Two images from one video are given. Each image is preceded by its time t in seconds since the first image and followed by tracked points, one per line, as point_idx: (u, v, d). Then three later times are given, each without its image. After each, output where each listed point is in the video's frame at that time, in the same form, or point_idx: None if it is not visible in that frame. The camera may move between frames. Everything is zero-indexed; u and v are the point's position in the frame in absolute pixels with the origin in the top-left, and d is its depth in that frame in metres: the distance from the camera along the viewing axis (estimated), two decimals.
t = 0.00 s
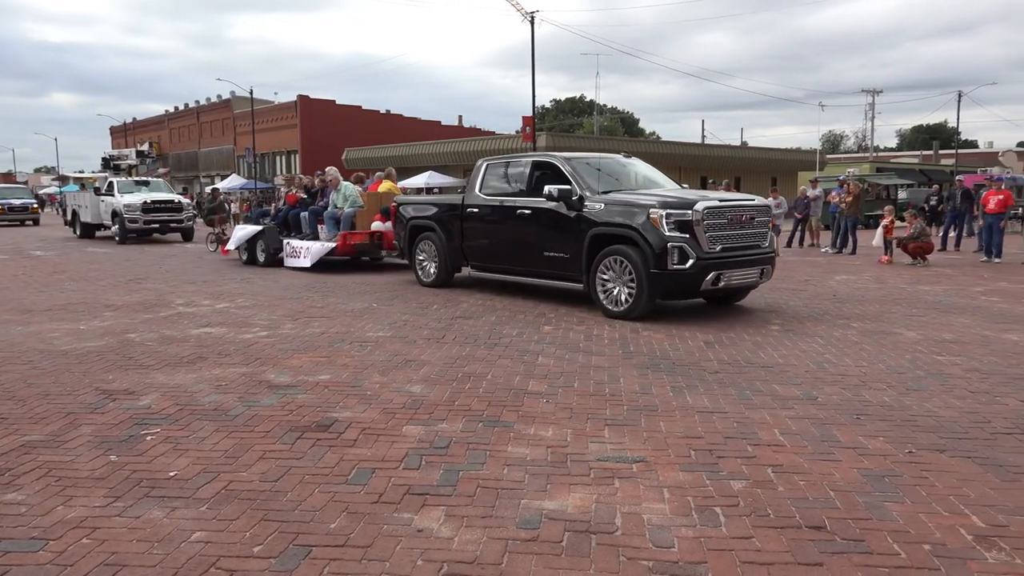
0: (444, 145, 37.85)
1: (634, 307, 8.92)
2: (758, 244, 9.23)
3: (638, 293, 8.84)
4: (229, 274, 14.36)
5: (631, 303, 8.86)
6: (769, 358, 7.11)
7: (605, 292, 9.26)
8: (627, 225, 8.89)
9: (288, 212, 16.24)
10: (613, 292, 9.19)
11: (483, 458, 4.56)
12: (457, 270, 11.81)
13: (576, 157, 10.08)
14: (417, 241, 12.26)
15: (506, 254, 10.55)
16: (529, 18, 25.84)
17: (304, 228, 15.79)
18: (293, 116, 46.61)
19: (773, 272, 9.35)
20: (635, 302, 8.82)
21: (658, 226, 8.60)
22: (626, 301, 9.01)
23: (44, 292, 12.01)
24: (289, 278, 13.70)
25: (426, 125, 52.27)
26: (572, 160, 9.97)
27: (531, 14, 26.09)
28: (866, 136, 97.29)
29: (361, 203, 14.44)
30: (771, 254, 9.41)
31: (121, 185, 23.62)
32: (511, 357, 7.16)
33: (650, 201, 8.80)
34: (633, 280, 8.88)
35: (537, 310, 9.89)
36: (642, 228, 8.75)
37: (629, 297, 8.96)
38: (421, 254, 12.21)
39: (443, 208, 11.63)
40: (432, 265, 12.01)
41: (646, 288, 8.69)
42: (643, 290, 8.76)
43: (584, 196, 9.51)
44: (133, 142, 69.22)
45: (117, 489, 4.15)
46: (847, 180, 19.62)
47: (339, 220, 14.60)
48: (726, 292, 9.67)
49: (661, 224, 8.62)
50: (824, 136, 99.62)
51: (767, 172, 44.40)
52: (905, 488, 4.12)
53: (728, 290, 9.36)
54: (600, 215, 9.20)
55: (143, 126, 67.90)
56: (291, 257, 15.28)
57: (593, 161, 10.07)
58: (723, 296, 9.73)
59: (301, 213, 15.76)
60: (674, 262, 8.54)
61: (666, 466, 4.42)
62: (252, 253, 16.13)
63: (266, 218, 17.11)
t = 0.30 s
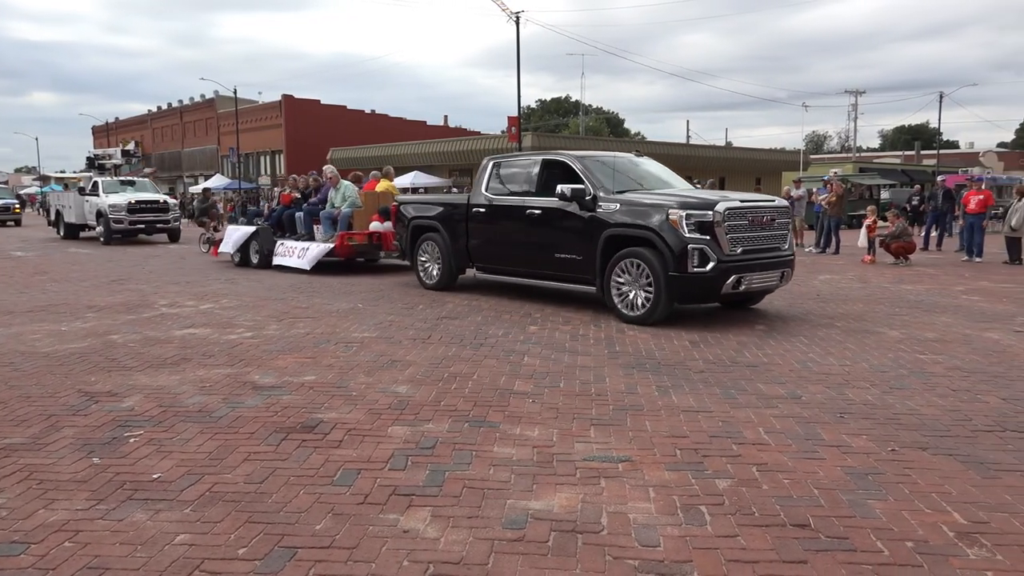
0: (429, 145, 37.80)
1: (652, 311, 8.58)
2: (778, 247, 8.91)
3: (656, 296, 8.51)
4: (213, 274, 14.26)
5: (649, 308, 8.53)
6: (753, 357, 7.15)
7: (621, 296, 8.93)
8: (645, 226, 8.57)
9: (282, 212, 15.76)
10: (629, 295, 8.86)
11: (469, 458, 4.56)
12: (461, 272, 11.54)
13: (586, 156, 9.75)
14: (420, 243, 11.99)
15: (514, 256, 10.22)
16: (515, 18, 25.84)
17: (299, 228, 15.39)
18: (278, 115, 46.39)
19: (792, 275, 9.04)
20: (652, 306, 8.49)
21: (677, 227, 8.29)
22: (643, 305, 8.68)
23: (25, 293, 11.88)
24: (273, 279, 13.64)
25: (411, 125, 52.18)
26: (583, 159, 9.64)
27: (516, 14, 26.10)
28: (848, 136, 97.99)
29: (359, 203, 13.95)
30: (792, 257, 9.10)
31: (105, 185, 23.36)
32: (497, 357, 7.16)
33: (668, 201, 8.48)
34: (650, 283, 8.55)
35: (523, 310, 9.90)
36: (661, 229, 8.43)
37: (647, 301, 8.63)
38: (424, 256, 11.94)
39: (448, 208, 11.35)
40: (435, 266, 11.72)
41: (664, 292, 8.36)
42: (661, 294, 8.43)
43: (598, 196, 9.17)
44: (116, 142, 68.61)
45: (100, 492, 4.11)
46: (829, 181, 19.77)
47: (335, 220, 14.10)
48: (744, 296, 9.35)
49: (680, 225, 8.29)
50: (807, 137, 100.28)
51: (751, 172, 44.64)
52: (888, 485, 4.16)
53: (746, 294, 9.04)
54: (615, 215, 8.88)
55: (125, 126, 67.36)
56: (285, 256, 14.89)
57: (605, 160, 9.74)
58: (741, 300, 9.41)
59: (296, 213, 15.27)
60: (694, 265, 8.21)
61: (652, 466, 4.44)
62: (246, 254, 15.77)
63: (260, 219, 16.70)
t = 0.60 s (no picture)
0: (416, 145, 37.75)
1: (672, 316, 8.24)
2: (800, 248, 8.58)
3: (676, 301, 8.18)
4: (199, 275, 14.18)
5: (668, 313, 8.19)
6: (741, 356, 7.18)
7: (638, 300, 8.59)
8: (664, 228, 8.23)
9: (278, 212, 15.56)
10: (646, 300, 8.51)
11: (457, 458, 4.56)
12: (467, 275, 11.09)
13: (599, 155, 9.38)
14: (424, 245, 11.54)
15: (522, 259, 9.81)
16: (502, 18, 25.82)
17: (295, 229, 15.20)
18: (264, 115, 46.18)
19: (814, 278, 8.71)
20: (672, 311, 8.15)
21: (698, 229, 7.95)
22: (662, 310, 8.33)
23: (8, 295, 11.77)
24: (260, 279, 13.57)
25: (398, 125, 52.08)
26: (597, 159, 9.27)
27: (503, 14, 26.09)
28: (834, 136, 98.61)
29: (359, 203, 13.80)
30: (814, 259, 8.76)
31: (92, 184, 23.11)
32: (485, 357, 7.16)
33: (688, 202, 8.14)
34: (670, 287, 8.21)
35: (511, 310, 9.90)
36: (681, 231, 8.09)
37: (666, 306, 8.28)
38: (428, 259, 11.51)
39: (452, 209, 10.92)
40: (439, 269, 11.29)
41: (685, 296, 8.02)
42: (681, 298, 8.10)
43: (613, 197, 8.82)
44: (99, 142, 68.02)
45: (84, 495, 4.08)
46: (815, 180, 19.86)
47: (334, 221, 13.95)
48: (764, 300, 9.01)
49: (701, 227, 7.96)
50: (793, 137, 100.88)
51: (737, 172, 44.83)
52: (874, 483, 4.19)
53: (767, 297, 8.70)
54: (632, 217, 8.52)
55: (110, 125, 66.79)
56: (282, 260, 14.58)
57: (618, 158, 9.37)
58: (761, 304, 9.07)
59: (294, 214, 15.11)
60: (716, 268, 7.88)
61: (639, 465, 4.45)
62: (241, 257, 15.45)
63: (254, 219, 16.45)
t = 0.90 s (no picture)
0: (402, 144, 37.72)
1: (690, 320, 7.97)
2: (821, 251, 8.32)
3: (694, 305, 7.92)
4: (184, 276, 14.10)
5: (686, 317, 7.92)
6: (726, 355, 7.22)
7: (654, 304, 8.31)
8: (682, 229, 7.96)
9: (273, 212, 15.20)
10: (663, 303, 8.24)
11: (444, 459, 4.55)
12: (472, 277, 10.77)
13: (613, 154, 9.10)
14: (428, 246, 11.19)
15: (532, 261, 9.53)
16: (488, 18, 25.79)
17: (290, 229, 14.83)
18: (249, 115, 45.94)
19: (834, 282, 8.47)
20: (691, 315, 7.88)
21: (719, 231, 7.68)
22: (681, 314, 8.05)
23: None
24: (245, 280, 13.50)
25: (384, 126, 51.94)
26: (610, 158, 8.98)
27: (489, 14, 26.07)
28: (818, 137, 99.24)
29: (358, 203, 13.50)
30: (834, 262, 8.51)
31: (78, 184, 22.88)
32: (472, 357, 7.16)
33: (708, 203, 7.88)
34: (688, 291, 7.95)
35: (498, 310, 9.90)
36: (700, 232, 7.83)
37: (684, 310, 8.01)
38: (432, 261, 11.18)
39: (458, 209, 10.57)
40: (444, 272, 10.95)
41: (705, 300, 7.76)
42: (700, 302, 7.84)
43: (628, 198, 8.54)
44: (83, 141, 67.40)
45: (67, 498, 4.04)
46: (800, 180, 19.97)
47: (331, 221, 13.66)
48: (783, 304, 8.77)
49: (722, 229, 7.69)
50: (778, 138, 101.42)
51: (723, 172, 45.00)
52: (858, 481, 4.22)
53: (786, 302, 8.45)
54: (649, 218, 8.25)
55: (93, 124, 66.20)
56: (280, 261, 14.32)
57: (631, 158, 9.09)
58: (778, 309, 8.80)
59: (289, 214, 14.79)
60: (738, 271, 7.62)
61: (626, 465, 4.46)
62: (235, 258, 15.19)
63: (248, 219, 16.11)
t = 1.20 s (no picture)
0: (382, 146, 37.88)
1: (709, 325, 7.70)
2: (841, 253, 8.08)
3: (714, 310, 7.65)
4: (168, 276, 14.00)
5: (706, 322, 7.65)
6: (711, 355, 7.24)
7: (671, 308, 8.03)
8: (700, 231, 7.69)
9: (267, 212, 14.72)
10: (680, 308, 7.96)
11: (430, 459, 4.54)
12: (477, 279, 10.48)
13: (624, 152, 8.82)
14: (430, 247, 10.89)
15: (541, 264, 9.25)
16: (474, 17, 25.71)
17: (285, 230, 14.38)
18: (233, 115, 45.66)
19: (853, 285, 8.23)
20: (711, 320, 7.61)
21: (740, 233, 7.41)
22: (701, 319, 7.77)
23: None
24: (229, 281, 13.41)
25: (370, 126, 51.76)
26: (622, 156, 8.70)
27: (474, 14, 25.99)
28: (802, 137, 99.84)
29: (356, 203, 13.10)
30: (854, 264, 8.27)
31: (62, 184, 22.64)
32: (458, 357, 7.15)
33: (728, 204, 7.60)
34: (707, 295, 7.68)
35: (484, 310, 9.89)
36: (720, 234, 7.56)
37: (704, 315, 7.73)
38: (434, 263, 10.89)
39: (463, 210, 10.26)
40: (447, 274, 10.67)
41: (725, 304, 7.50)
42: (720, 307, 7.57)
43: (642, 199, 8.25)
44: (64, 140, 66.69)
45: (49, 501, 4.00)
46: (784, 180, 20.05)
47: (329, 222, 13.25)
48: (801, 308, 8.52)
49: (744, 231, 7.41)
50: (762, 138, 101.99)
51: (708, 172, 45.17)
52: (842, 479, 4.25)
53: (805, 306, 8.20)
54: (665, 220, 7.97)
55: (75, 124, 65.55)
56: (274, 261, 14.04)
57: (643, 156, 8.81)
58: (797, 313, 8.55)
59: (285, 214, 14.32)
60: (760, 275, 7.35)
61: (612, 464, 4.47)
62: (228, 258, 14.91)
63: (242, 220, 15.66)
